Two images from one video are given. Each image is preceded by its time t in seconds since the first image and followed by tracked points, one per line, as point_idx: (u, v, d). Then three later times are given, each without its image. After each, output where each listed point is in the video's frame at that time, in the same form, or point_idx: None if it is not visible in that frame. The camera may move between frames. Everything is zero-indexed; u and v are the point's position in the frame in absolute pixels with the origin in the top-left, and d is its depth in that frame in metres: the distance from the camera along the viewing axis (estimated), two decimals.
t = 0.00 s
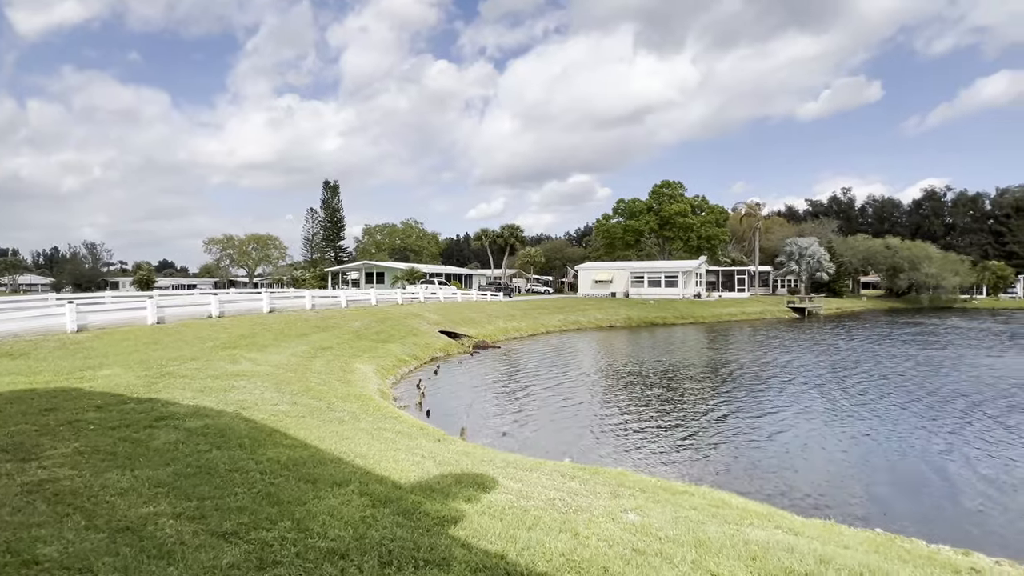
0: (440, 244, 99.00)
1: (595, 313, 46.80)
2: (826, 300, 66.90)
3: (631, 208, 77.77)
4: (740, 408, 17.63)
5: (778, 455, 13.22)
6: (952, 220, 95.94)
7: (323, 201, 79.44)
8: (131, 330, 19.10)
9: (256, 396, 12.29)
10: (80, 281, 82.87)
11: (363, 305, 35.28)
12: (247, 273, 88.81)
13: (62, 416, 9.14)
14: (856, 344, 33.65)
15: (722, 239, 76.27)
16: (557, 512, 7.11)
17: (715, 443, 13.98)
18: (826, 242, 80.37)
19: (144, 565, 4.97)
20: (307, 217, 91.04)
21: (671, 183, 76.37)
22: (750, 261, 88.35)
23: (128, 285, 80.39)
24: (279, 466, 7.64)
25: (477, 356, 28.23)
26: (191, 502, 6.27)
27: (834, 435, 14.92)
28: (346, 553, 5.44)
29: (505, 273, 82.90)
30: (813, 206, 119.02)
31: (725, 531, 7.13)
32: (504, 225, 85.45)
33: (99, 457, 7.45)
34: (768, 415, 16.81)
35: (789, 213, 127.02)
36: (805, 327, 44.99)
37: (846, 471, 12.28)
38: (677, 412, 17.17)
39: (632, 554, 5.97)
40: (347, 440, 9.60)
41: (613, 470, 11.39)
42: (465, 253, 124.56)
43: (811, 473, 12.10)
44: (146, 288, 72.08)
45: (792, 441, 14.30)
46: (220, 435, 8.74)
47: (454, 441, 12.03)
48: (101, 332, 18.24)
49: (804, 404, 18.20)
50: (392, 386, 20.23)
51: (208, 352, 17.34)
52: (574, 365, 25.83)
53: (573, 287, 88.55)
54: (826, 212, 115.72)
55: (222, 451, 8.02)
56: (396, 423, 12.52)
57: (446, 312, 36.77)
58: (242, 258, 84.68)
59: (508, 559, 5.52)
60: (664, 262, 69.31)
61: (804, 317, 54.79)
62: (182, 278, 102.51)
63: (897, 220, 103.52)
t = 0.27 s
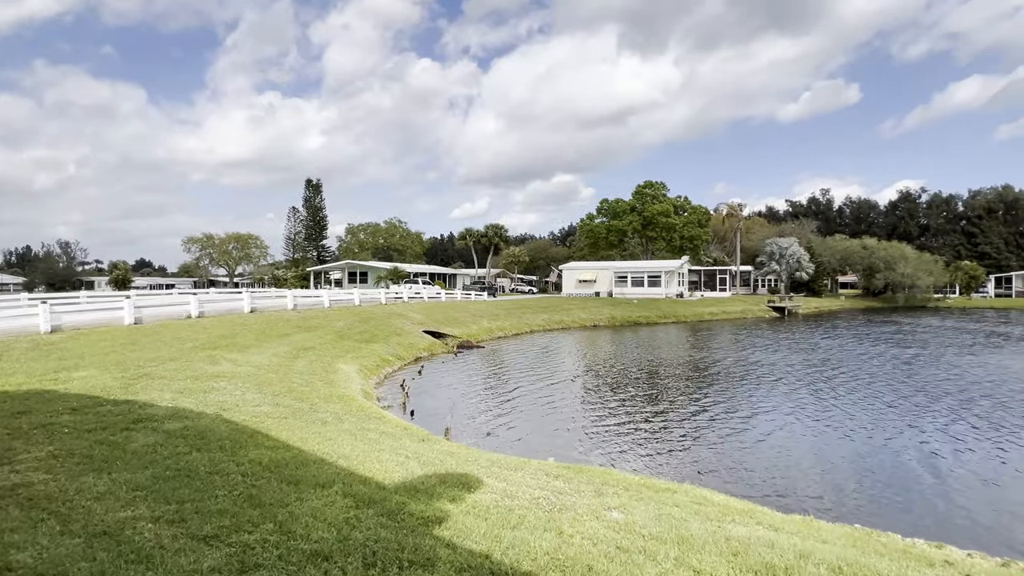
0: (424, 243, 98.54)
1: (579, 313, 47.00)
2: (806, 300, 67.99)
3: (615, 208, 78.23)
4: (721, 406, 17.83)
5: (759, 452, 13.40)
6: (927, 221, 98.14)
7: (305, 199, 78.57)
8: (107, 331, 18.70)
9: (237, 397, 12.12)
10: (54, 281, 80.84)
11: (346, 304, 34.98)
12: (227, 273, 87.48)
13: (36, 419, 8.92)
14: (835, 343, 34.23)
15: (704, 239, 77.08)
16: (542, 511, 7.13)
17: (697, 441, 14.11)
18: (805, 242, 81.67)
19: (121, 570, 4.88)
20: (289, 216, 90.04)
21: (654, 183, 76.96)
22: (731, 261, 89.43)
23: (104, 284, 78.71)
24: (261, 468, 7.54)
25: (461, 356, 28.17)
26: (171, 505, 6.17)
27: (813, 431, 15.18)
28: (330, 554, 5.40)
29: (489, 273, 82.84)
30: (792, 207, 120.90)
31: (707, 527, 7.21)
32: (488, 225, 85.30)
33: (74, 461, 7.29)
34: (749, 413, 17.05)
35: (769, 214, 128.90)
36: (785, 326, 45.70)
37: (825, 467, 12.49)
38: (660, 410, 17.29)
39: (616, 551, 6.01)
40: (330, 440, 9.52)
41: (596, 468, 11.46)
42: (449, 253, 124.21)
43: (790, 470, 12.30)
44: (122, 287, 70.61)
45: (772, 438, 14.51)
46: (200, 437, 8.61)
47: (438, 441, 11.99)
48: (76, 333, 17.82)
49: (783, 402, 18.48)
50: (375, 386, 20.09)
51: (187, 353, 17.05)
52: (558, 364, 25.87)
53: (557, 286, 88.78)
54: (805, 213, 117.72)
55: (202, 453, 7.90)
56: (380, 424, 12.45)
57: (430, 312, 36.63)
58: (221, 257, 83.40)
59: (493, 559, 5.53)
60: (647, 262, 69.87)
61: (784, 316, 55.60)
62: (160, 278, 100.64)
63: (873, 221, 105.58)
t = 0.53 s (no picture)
0: (407, 243, 98.06)
1: (563, 312, 47.17)
2: (785, 299, 69.11)
3: (598, 208, 78.67)
4: (702, 405, 18.03)
5: (739, 449, 13.59)
6: (901, 222, 100.33)
7: (286, 198, 77.68)
8: (82, 332, 18.29)
9: (216, 399, 11.94)
10: (25, 280, 78.77)
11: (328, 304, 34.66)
12: (206, 272, 86.10)
13: (7, 422, 8.70)
14: (814, 342, 34.81)
15: (686, 239, 77.92)
16: (526, 510, 7.15)
17: (679, 440, 14.27)
18: (784, 242, 83.03)
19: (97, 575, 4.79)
20: (269, 215, 89.00)
21: (636, 184, 77.56)
22: (712, 261, 90.48)
23: (78, 284, 76.93)
24: (241, 470, 7.45)
25: (445, 356, 28.11)
26: (148, 509, 6.07)
27: (791, 429, 15.45)
28: (312, 557, 5.36)
29: (473, 273, 82.73)
30: (771, 208, 122.84)
31: (689, 525, 7.30)
32: (472, 224, 85.13)
33: (48, 465, 7.12)
34: (729, 411, 17.28)
35: (749, 214, 130.69)
36: (764, 325, 46.42)
37: (803, 464, 12.72)
38: (642, 409, 17.44)
39: (599, 549, 6.06)
40: (312, 442, 9.43)
41: (580, 467, 11.52)
42: (432, 252, 123.82)
43: (769, 467, 12.50)
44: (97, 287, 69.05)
45: (752, 436, 14.72)
46: (179, 440, 8.48)
47: (422, 442, 11.94)
48: (50, 334, 17.41)
49: (763, 400, 18.74)
50: (358, 387, 19.95)
51: (165, 354, 16.75)
52: (541, 364, 25.94)
53: (541, 286, 89.02)
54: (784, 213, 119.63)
55: (180, 456, 7.77)
56: (363, 424, 12.36)
57: (413, 312, 36.47)
58: (200, 257, 82.05)
59: (477, 558, 5.54)
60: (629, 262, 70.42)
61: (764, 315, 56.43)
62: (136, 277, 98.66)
63: (850, 222, 107.66)
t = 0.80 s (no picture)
0: (389, 242, 97.44)
1: (546, 312, 47.29)
2: (763, 299, 70.16)
3: (580, 209, 79.06)
4: (684, 404, 18.21)
5: (719, 448, 13.76)
6: (875, 223, 102.57)
7: (265, 197, 76.68)
8: (53, 333, 17.85)
9: (193, 401, 11.73)
10: None
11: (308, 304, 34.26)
12: (183, 272, 84.59)
13: None
14: (792, 341, 35.39)
15: (667, 240, 78.68)
16: (509, 510, 7.16)
17: (660, 438, 14.41)
18: (763, 243, 84.33)
19: None
20: (248, 214, 87.74)
21: (618, 184, 78.10)
22: (693, 261, 91.49)
23: (49, 284, 75.04)
24: (220, 473, 7.34)
25: (428, 356, 28.01)
26: (123, 514, 5.94)
27: (770, 426, 15.68)
28: (292, 560, 5.30)
29: (456, 272, 82.52)
30: (751, 209, 124.68)
31: (670, 522, 7.38)
32: (455, 224, 84.87)
33: (18, 470, 6.93)
34: (710, 409, 17.52)
35: (729, 215, 132.51)
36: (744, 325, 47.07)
37: (782, 461, 12.92)
38: (624, 408, 17.55)
39: (582, 548, 6.09)
40: (293, 444, 9.32)
41: (562, 466, 11.56)
42: (415, 252, 123.23)
43: (748, 464, 12.68)
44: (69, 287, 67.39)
45: (732, 434, 14.91)
46: (155, 442, 8.32)
47: (405, 443, 11.87)
48: (20, 335, 16.96)
49: (743, 399, 18.98)
50: (339, 388, 19.77)
51: (141, 356, 16.41)
52: (524, 364, 25.97)
53: (523, 286, 89.14)
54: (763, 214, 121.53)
55: (157, 459, 7.63)
56: (345, 426, 12.25)
57: (395, 312, 36.24)
58: (177, 256, 80.57)
59: (460, 559, 5.53)
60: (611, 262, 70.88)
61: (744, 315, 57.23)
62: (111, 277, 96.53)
63: (826, 223, 109.75)
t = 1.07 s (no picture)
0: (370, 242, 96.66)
1: (528, 312, 47.34)
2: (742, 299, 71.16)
3: (562, 209, 79.36)
4: (664, 403, 18.38)
5: (699, 446, 13.92)
6: (850, 225, 104.80)
7: (243, 195, 75.50)
8: (22, 334, 17.34)
9: (168, 403, 11.49)
10: None
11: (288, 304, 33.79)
12: (158, 271, 82.90)
13: None
14: (770, 340, 35.97)
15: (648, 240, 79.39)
16: (491, 510, 7.15)
17: (640, 436, 14.53)
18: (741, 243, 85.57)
19: None
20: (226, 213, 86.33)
21: (600, 185, 78.55)
22: (673, 261, 92.45)
23: (18, 284, 72.93)
24: (197, 477, 7.20)
25: (409, 357, 27.85)
26: (96, 520, 5.80)
27: (749, 425, 15.90)
28: (272, 564, 5.22)
29: (437, 272, 82.22)
30: (730, 210, 126.46)
31: (651, 520, 7.43)
32: (437, 224, 84.50)
33: None
34: (689, 408, 17.74)
35: (709, 216, 134.20)
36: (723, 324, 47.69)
37: (760, 458, 13.11)
38: (605, 408, 17.65)
39: (564, 547, 6.12)
40: (272, 446, 9.19)
41: (544, 466, 11.59)
42: (396, 252, 122.43)
43: (727, 461, 12.85)
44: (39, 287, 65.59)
45: (711, 432, 15.09)
46: (129, 446, 8.13)
47: (386, 444, 11.79)
48: None
49: (722, 398, 19.22)
50: (319, 389, 19.56)
51: (114, 357, 16.04)
52: (506, 364, 25.97)
53: (506, 286, 89.16)
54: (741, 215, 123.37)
55: (131, 464, 7.45)
56: (325, 427, 12.12)
57: (377, 312, 35.97)
58: (152, 255, 78.91)
59: (442, 560, 5.51)
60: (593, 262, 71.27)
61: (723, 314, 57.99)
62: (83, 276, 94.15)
63: (803, 224, 111.84)
